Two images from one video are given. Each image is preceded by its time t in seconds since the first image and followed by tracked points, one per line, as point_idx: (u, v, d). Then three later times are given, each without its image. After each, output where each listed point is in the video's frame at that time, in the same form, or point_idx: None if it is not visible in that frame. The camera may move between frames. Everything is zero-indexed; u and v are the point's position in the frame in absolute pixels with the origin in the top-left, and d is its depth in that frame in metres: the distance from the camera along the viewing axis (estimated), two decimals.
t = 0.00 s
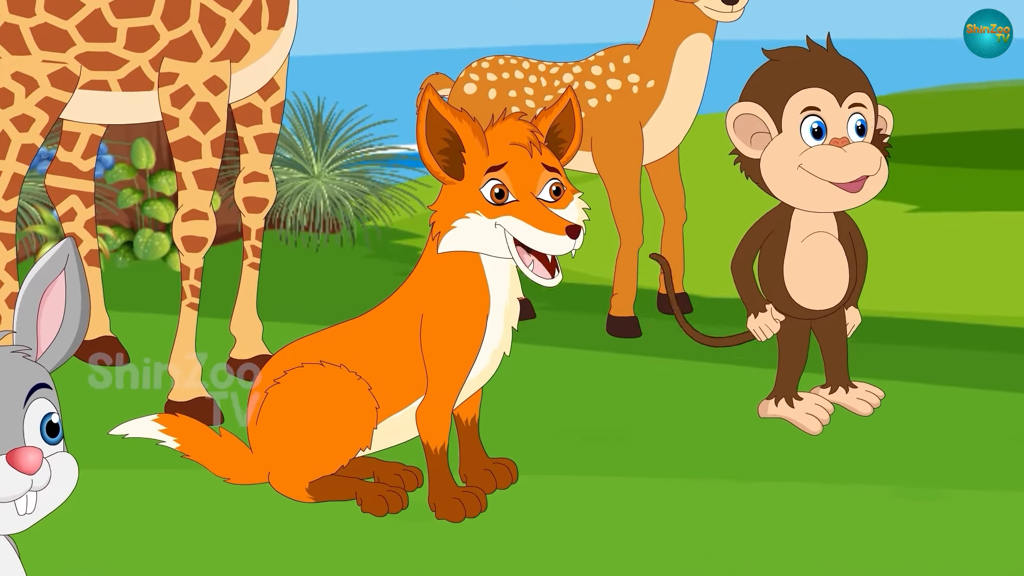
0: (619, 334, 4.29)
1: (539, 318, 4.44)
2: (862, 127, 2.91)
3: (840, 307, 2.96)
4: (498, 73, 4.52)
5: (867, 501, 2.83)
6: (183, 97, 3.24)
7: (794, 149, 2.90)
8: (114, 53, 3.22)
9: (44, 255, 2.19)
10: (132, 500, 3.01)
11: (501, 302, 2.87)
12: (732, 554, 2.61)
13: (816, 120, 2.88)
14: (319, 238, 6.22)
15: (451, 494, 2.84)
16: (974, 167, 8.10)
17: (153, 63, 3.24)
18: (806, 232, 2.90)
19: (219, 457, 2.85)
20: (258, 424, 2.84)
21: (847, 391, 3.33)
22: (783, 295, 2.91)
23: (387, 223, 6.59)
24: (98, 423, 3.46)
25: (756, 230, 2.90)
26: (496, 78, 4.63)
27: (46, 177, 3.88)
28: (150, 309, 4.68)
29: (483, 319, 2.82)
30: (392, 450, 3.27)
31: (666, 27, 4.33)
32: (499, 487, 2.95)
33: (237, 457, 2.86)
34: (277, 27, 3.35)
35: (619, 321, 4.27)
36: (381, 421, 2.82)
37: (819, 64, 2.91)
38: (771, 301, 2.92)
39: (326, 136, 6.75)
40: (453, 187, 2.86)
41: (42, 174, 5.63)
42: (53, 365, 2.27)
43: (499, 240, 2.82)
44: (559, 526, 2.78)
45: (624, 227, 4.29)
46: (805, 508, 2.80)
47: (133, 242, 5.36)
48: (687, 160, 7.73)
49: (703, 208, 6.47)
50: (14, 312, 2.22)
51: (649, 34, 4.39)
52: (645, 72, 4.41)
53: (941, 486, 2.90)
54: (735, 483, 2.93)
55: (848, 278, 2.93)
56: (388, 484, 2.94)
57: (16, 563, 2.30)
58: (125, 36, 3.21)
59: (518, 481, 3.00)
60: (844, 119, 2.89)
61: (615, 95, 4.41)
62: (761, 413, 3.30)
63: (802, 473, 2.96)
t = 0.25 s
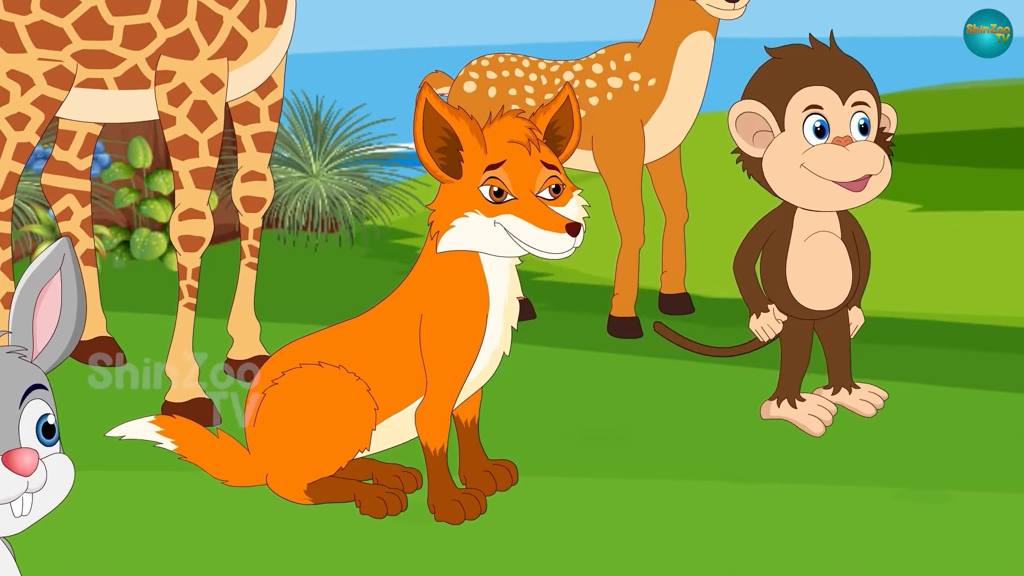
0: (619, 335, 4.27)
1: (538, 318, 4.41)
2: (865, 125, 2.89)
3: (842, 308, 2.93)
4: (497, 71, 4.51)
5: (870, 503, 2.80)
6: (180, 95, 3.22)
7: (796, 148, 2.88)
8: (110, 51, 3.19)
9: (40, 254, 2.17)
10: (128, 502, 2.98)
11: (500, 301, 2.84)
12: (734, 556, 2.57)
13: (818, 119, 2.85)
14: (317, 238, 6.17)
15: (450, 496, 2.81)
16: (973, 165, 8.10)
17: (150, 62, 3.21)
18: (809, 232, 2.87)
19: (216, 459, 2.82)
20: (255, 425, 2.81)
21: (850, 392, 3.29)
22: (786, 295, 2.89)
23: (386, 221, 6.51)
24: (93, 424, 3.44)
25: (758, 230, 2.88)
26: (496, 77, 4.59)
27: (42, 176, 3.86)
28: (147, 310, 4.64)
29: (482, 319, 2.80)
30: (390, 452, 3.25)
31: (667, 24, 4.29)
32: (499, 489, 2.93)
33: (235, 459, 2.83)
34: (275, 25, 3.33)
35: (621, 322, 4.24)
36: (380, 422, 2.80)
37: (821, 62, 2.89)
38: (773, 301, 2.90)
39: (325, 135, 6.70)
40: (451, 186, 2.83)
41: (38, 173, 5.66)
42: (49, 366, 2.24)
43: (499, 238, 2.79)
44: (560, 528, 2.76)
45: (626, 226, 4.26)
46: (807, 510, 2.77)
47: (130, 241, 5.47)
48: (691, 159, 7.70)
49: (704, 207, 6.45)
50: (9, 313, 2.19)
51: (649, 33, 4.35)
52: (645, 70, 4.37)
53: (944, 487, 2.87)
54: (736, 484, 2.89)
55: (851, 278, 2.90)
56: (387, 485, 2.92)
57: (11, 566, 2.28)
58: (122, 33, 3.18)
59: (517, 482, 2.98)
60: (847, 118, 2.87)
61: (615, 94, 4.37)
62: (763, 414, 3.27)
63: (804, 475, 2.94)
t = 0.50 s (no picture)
0: (577, 336, 4.32)
1: (499, 322, 4.58)
2: (806, 139, 3.06)
3: (784, 311, 3.10)
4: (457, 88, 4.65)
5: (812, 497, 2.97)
6: (159, 110, 3.38)
7: (741, 160, 3.05)
8: (93, 69, 3.36)
9: (27, 262, 2.32)
10: (108, 497, 3.15)
11: (461, 304, 3.01)
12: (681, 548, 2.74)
13: (762, 133, 3.03)
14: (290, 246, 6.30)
15: (414, 489, 2.97)
16: (932, 169, 8.18)
17: (131, 79, 3.38)
18: (753, 240, 3.05)
19: (194, 455, 2.98)
20: (231, 424, 2.97)
21: (792, 391, 3.47)
22: (732, 300, 3.06)
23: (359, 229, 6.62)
24: (76, 422, 3.60)
25: (706, 238, 3.05)
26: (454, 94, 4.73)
27: (29, 187, 4.03)
28: (129, 313, 4.81)
29: (444, 323, 2.96)
30: (356, 448, 3.41)
31: (620, 42, 4.46)
32: (460, 482, 3.09)
33: (211, 455, 3.00)
34: (249, 44, 3.50)
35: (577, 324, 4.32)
36: (348, 419, 2.96)
37: (765, 79, 3.06)
38: (719, 305, 3.08)
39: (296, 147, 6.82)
40: (413, 197, 2.98)
41: (25, 183, 5.81)
42: (36, 366, 2.40)
43: (459, 244, 2.95)
44: (518, 521, 2.93)
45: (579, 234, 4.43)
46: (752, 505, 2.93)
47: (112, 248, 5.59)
48: (643, 163, 7.87)
49: (670, 212, 6.62)
50: None
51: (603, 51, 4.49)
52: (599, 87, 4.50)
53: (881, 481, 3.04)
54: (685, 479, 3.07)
55: (792, 283, 3.07)
56: (355, 479, 3.08)
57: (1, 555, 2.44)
58: (104, 53, 3.35)
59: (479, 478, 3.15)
60: (789, 132, 3.04)
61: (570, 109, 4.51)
62: (710, 412, 3.44)
63: (749, 470, 3.10)
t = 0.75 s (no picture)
0: (535, 338, 4.53)
1: (462, 325, 4.75)
2: (752, 151, 3.24)
3: (732, 314, 3.30)
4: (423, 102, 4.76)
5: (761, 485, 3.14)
6: (141, 124, 3.55)
7: (692, 171, 3.23)
8: (78, 85, 3.54)
9: (19, 268, 2.49)
10: (89, 490, 3.31)
11: (428, 309, 3.15)
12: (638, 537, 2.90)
13: (711, 146, 3.21)
14: (264, 253, 6.38)
15: (382, 483, 3.12)
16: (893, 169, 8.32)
17: (114, 94, 3.55)
18: (702, 246, 3.24)
19: (173, 448, 3.15)
20: (209, 422, 3.14)
21: (739, 390, 3.64)
22: (683, 303, 3.26)
23: (330, 237, 6.73)
24: (59, 420, 3.77)
25: (658, 244, 3.25)
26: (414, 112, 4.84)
27: (18, 197, 4.21)
28: (109, 316, 4.97)
29: (410, 328, 3.10)
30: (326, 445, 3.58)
31: (580, 59, 4.60)
32: (426, 476, 3.26)
33: (190, 449, 3.17)
34: (226, 61, 3.66)
35: (535, 327, 4.52)
36: (319, 417, 3.11)
37: (713, 94, 3.24)
38: (671, 308, 3.26)
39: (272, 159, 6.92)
40: (384, 206, 3.13)
41: (14, 194, 5.93)
42: (25, 367, 2.55)
43: (426, 253, 3.10)
44: (484, 508, 3.12)
45: (539, 243, 4.59)
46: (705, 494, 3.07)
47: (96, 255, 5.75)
48: (614, 166, 8.03)
49: (634, 216, 6.77)
50: None
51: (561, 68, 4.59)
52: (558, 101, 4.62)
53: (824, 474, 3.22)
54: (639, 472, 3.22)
55: (740, 288, 3.27)
56: (326, 473, 3.23)
57: None
58: (89, 69, 3.52)
59: (444, 472, 3.32)
60: (737, 144, 3.22)
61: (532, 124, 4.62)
62: (662, 410, 3.60)
63: (699, 464, 3.28)
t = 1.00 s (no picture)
0: (498, 340, 4.71)
1: (428, 327, 4.95)
2: (705, 162, 3.46)
3: (686, 317, 3.55)
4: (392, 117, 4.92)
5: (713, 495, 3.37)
6: (124, 137, 3.73)
7: (647, 181, 3.45)
8: (65, 99, 3.71)
9: (10, 275, 2.65)
10: (75, 484, 3.48)
11: (397, 313, 3.26)
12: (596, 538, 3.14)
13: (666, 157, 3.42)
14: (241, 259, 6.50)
15: (353, 478, 3.27)
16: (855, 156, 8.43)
17: (98, 108, 3.72)
18: (657, 252, 3.48)
19: (154, 444, 3.30)
20: (188, 417, 3.27)
21: (693, 389, 3.83)
22: (638, 306, 3.51)
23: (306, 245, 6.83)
24: (44, 417, 3.94)
25: (614, 251, 3.48)
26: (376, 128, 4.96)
27: (6, 206, 4.38)
28: (96, 319, 5.13)
29: (380, 331, 3.22)
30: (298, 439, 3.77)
31: (541, 76, 4.77)
32: (394, 470, 3.43)
33: (171, 444, 3.31)
34: (205, 77, 3.82)
35: (498, 329, 4.69)
36: (294, 414, 3.23)
37: (668, 109, 3.46)
38: (627, 312, 3.50)
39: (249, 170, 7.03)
40: (355, 214, 3.22)
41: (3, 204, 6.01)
42: (15, 367, 2.72)
43: (395, 259, 3.20)
44: (450, 504, 3.33)
45: (503, 252, 4.75)
46: (660, 501, 3.33)
47: (82, 261, 5.87)
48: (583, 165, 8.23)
49: (598, 215, 6.94)
50: None
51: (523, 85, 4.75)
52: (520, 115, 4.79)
53: (770, 480, 3.47)
54: (598, 477, 3.45)
55: (693, 290, 3.52)
56: (300, 468, 3.38)
57: None
58: (74, 84, 3.70)
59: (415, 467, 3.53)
60: (690, 156, 3.44)
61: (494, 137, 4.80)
62: (620, 408, 3.83)
63: (646, 466, 3.51)
